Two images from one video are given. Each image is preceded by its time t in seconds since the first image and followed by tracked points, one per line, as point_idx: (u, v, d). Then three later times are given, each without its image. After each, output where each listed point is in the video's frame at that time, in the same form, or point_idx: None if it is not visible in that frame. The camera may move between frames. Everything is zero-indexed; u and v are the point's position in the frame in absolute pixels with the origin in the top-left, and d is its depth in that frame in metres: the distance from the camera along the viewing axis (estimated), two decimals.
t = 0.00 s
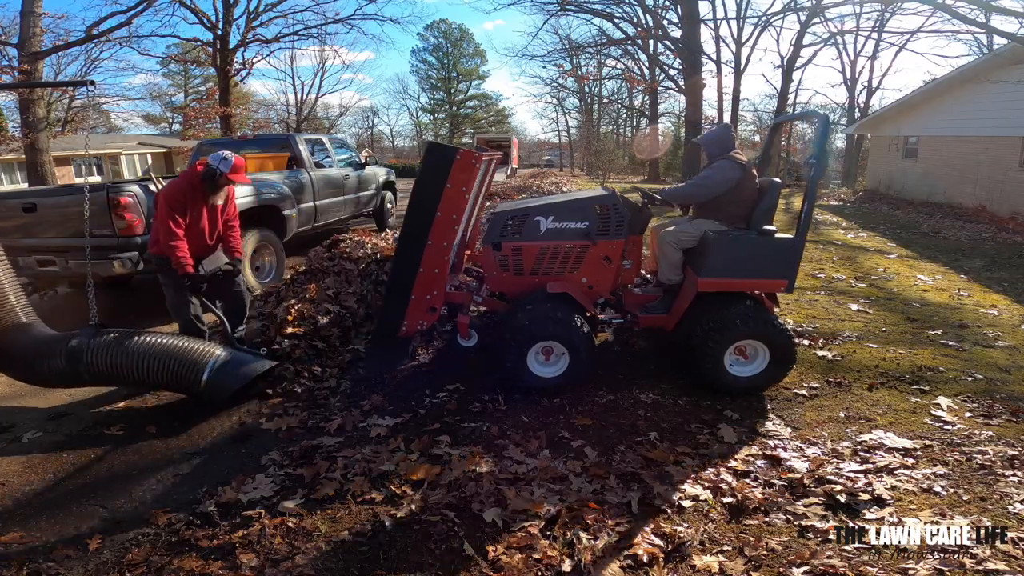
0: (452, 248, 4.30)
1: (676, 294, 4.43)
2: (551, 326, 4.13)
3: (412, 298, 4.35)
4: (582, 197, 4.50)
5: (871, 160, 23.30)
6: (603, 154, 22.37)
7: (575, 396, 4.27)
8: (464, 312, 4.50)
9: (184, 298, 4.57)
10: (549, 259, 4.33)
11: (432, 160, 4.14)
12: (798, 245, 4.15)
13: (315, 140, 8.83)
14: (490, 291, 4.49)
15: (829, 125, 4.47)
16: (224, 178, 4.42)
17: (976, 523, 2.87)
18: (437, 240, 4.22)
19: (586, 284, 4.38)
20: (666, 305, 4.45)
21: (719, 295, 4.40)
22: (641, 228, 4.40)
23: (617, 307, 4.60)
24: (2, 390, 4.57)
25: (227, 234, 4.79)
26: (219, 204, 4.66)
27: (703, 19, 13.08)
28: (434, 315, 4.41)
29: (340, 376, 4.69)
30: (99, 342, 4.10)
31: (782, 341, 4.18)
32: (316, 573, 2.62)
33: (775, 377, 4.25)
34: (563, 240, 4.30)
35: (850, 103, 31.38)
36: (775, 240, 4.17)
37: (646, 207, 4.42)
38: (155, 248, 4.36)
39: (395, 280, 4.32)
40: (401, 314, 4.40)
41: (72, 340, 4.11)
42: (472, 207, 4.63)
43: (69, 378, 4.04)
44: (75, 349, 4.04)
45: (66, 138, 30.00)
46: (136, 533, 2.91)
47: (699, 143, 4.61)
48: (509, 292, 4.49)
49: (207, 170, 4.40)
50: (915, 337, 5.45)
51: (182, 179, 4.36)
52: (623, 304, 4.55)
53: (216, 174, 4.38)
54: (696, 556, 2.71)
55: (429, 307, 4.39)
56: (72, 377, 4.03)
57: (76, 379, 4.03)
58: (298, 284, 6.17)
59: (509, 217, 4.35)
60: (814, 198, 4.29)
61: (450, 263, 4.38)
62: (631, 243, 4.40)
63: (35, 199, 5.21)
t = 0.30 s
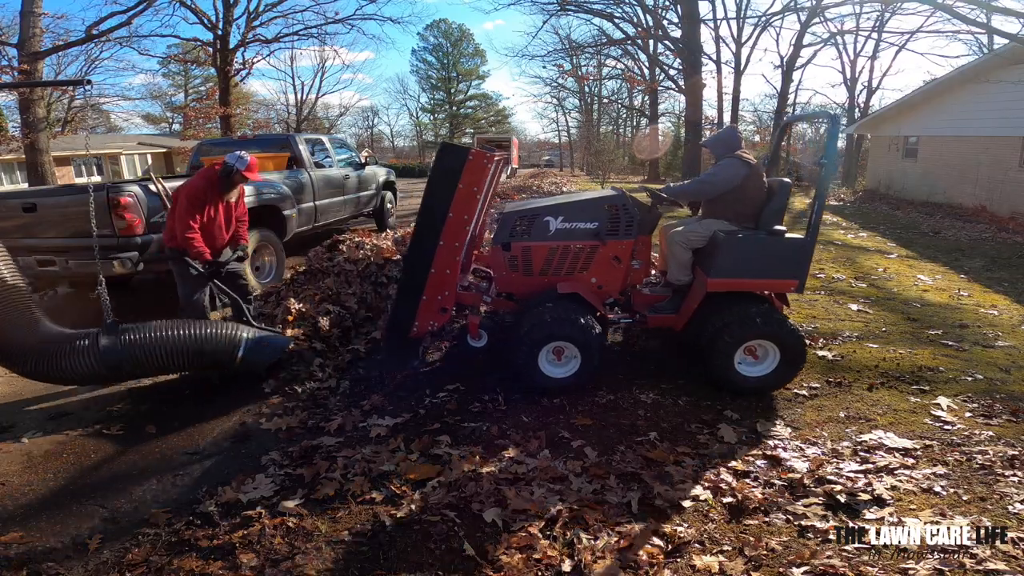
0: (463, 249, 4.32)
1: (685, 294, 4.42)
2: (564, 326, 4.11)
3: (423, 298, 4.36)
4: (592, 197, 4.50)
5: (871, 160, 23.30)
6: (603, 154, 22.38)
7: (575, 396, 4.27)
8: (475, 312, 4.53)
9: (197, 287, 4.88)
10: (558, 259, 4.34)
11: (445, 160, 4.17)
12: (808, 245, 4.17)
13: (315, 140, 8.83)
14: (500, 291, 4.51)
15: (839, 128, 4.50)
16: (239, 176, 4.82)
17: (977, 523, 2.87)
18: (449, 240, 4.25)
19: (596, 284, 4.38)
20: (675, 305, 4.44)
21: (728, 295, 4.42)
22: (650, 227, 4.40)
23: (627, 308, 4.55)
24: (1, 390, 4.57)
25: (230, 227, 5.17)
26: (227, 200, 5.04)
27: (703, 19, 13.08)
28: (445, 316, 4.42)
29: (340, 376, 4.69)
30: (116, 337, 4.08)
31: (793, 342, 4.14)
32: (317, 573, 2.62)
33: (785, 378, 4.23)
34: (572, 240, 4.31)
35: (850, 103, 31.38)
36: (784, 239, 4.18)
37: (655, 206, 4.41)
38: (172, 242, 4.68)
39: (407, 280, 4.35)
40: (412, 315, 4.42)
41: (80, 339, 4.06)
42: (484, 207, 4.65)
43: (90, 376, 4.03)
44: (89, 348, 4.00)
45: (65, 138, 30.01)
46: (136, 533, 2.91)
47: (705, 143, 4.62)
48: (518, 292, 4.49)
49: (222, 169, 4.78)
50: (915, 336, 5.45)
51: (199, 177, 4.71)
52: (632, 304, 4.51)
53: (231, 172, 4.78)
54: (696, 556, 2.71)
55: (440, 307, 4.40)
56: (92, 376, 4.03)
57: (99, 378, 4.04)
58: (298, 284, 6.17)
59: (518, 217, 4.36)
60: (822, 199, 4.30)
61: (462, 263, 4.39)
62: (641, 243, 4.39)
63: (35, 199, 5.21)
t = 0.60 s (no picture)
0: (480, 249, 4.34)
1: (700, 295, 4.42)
2: (579, 326, 4.11)
3: (439, 298, 4.37)
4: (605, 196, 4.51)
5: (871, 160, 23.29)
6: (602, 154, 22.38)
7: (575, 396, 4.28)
8: (490, 313, 4.54)
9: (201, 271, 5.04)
10: (572, 259, 4.34)
11: (463, 160, 4.21)
12: (825, 246, 4.15)
13: (315, 140, 8.83)
14: (514, 291, 4.52)
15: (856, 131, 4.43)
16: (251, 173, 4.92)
17: (977, 523, 2.87)
18: (466, 240, 4.26)
19: (611, 284, 4.39)
20: (689, 305, 4.44)
21: (743, 295, 4.41)
22: (664, 227, 4.40)
23: (640, 308, 4.57)
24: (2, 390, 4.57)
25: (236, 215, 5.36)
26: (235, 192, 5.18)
27: (703, 19, 13.08)
28: (462, 316, 4.43)
29: (340, 376, 4.70)
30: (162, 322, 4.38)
31: (810, 342, 4.15)
32: (317, 573, 2.61)
33: (802, 378, 4.23)
34: (587, 240, 4.31)
35: (850, 103, 31.37)
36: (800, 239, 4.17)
37: (669, 206, 4.37)
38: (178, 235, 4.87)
39: (424, 280, 4.37)
40: (428, 315, 4.43)
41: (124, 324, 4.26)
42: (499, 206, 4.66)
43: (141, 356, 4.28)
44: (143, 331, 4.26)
45: (65, 138, 30.03)
46: (136, 532, 2.91)
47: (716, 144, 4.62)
48: (532, 292, 4.49)
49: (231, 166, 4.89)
50: (915, 336, 5.45)
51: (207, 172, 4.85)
52: (646, 304, 4.53)
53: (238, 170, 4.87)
54: (696, 556, 2.71)
55: (456, 307, 4.42)
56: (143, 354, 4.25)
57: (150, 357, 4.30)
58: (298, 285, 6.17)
59: (532, 217, 4.35)
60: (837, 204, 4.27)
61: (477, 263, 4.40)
62: (654, 243, 4.40)
63: (35, 199, 5.21)
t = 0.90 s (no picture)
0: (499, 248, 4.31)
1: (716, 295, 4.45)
2: (596, 326, 4.12)
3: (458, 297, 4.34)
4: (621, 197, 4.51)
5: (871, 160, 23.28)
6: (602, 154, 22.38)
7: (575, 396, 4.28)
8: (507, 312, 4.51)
9: (200, 274, 5.20)
10: (590, 260, 4.33)
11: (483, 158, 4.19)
12: (844, 247, 4.14)
13: (315, 140, 8.83)
14: (530, 290, 4.51)
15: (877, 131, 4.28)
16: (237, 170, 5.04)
17: (976, 523, 2.87)
18: (485, 239, 4.22)
19: (627, 284, 4.39)
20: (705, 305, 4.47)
21: (760, 294, 4.42)
22: (681, 228, 4.38)
23: (656, 308, 4.58)
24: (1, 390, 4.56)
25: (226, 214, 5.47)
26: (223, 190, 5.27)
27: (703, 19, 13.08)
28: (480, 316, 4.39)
29: (340, 376, 4.69)
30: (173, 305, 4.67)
31: (830, 342, 4.14)
32: (317, 573, 2.61)
33: (824, 379, 4.22)
34: (604, 240, 4.31)
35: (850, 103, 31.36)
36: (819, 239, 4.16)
37: (685, 207, 4.37)
38: (169, 235, 5.00)
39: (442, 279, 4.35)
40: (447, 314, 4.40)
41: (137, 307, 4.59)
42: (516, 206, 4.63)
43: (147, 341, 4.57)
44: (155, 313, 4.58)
45: (65, 138, 30.04)
46: (137, 532, 2.91)
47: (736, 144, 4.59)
48: (548, 292, 4.47)
49: (209, 162, 5.00)
50: (915, 336, 5.45)
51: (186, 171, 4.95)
52: (663, 304, 4.53)
53: (215, 165, 4.98)
54: (696, 556, 2.71)
55: (475, 307, 4.37)
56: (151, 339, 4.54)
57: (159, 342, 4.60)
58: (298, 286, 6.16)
59: (550, 217, 4.33)
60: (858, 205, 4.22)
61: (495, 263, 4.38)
62: (671, 244, 4.39)
63: (35, 199, 5.22)
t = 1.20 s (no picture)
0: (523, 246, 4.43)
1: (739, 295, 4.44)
2: (619, 323, 4.14)
3: (482, 295, 4.49)
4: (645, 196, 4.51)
5: (871, 160, 23.28)
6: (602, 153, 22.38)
7: (574, 395, 4.28)
8: (529, 310, 4.56)
9: (190, 273, 5.41)
10: (610, 259, 4.36)
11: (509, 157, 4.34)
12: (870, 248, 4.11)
13: (315, 140, 8.83)
14: (551, 290, 4.53)
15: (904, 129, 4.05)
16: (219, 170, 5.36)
17: (977, 523, 2.87)
18: (510, 237, 4.36)
19: (649, 284, 4.39)
20: (728, 306, 4.46)
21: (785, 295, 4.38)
22: (703, 228, 4.40)
23: (678, 309, 4.56)
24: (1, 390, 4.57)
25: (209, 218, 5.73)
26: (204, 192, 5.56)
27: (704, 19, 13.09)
28: (502, 315, 4.54)
29: (341, 376, 4.69)
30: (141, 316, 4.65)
31: (855, 341, 4.14)
32: (317, 573, 2.61)
33: (849, 379, 4.21)
34: (625, 241, 4.32)
35: (850, 103, 31.38)
36: (845, 241, 4.14)
37: (708, 208, 4.38)
38: (154, 235, 5.20)
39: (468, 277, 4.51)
40: (471, 312, 4.56)
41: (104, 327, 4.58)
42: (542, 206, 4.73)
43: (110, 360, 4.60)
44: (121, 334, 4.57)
45: (65, 138, 30.05)
46: (137, 533, 2.91)
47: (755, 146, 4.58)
48: (569, 292, 4.51)
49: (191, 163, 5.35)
50: (915, 336, 5.45)
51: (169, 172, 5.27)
52: (684, 305, 4.50)
53: (197, 164, 5.34)
54: (696, 556, 2.71)
55: (497, 306, 4.52)
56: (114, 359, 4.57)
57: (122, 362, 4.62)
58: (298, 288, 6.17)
59: (571, 216, 4.36)
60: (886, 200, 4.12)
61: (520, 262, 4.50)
62: (692, 243, 4.40)
63: (35, 199, 5.22)
